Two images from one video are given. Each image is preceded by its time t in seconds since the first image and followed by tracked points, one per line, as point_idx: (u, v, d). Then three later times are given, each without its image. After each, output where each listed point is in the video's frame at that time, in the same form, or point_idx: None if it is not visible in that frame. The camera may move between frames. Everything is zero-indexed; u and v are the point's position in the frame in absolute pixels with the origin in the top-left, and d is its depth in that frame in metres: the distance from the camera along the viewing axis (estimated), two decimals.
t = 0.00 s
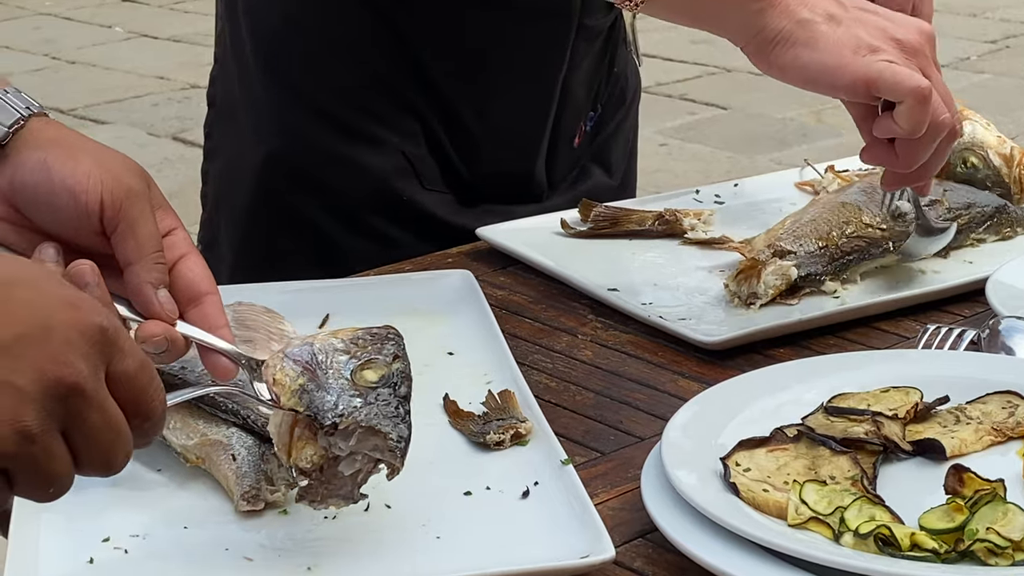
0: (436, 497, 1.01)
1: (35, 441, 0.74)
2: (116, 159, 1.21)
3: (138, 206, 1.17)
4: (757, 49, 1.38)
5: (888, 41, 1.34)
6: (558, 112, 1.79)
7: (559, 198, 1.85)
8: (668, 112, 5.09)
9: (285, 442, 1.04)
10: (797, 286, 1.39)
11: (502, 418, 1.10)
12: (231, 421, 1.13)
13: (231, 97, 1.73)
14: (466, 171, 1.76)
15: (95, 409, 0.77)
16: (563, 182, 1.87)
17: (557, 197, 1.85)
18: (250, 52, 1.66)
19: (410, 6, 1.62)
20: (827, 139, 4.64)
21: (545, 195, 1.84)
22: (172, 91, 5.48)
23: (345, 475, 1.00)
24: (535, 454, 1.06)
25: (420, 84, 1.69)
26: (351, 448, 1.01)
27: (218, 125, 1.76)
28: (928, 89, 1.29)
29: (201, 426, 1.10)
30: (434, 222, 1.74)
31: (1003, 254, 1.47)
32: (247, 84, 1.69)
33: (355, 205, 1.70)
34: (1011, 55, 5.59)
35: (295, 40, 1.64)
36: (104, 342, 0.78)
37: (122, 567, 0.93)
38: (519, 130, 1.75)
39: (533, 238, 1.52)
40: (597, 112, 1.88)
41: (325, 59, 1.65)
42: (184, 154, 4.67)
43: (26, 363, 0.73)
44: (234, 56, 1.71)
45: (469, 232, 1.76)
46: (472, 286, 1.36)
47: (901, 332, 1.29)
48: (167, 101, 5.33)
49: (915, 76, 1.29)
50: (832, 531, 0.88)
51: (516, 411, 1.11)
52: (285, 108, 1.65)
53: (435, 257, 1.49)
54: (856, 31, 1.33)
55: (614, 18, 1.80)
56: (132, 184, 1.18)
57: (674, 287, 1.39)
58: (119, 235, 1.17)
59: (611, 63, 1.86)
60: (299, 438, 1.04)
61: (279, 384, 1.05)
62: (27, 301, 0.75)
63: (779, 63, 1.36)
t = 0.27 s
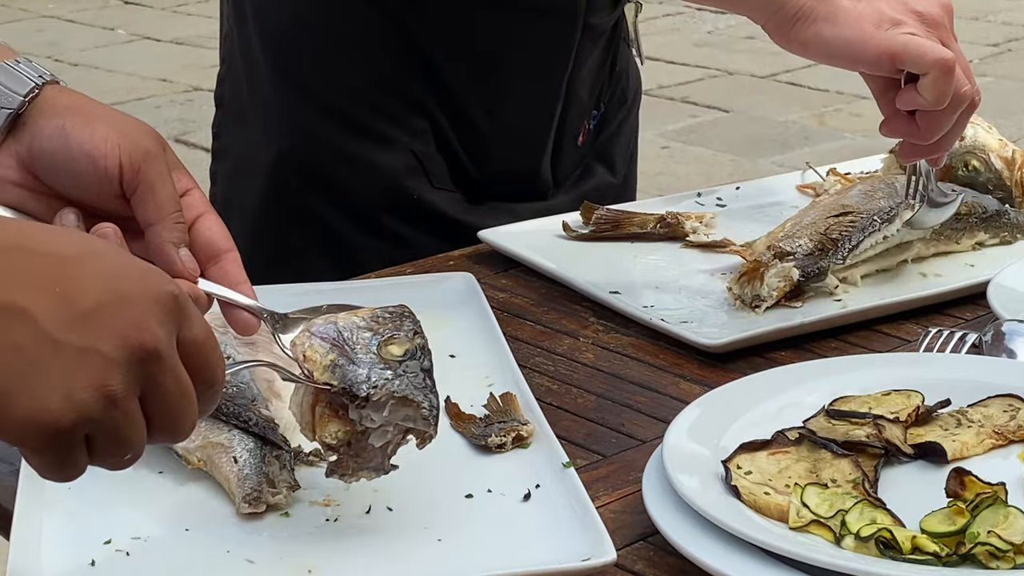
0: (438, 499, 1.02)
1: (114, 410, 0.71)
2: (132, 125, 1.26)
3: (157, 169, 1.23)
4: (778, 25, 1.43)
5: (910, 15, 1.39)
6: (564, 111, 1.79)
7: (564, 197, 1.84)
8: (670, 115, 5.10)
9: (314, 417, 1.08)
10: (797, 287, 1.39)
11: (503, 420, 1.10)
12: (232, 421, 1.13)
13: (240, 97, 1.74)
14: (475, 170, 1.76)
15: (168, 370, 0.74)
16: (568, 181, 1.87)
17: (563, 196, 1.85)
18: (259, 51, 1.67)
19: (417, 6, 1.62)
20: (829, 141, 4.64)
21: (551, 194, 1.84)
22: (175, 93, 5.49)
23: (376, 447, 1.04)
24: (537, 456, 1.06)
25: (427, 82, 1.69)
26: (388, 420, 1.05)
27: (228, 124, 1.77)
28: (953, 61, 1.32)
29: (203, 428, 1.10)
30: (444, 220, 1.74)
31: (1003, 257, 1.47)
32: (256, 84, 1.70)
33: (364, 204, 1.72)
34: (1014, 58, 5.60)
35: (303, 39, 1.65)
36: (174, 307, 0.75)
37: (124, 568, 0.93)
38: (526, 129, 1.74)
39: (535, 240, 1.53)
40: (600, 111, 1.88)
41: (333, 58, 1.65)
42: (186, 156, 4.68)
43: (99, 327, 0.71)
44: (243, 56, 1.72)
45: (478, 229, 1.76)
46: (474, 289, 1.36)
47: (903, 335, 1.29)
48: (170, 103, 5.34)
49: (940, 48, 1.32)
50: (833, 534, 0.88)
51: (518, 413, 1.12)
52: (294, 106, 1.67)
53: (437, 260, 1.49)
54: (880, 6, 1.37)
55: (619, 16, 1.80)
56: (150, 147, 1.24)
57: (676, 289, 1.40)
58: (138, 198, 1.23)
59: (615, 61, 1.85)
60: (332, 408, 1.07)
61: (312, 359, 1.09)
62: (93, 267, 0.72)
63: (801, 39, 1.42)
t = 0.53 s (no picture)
0: (440, 502, 1.02)
1: (290, 285, 0.87)
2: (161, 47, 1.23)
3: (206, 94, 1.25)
4: (806, 32, 1.48)
5: (934, 20, 1.43)
6: (565, 112, 1.79)
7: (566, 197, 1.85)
8: (672, 119, 5.11)
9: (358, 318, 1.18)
10: (799, 294, 1.39)
11: (505, 424, 1.11)
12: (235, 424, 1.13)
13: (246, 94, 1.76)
14: (479, 169, 1.78)
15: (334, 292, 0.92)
16: (569, 181, 1.88)
17: (565, 196, 1.86)
18: (264, 54, 1.69)
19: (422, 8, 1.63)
20: (830, 145, 4.65)
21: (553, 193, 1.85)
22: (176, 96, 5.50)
23: (433, 338, 1.18)
24: (538, 460, 1.07)
25: (431, 84, 1.70)
26: (445, 309, 1.17)
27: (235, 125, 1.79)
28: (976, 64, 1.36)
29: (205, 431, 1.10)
30: (448, 222, 1.75)
31: (1004, 260, 1.48)
32: (262, 86, 1.72)
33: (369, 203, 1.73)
34: (1015, 63, 5.60)
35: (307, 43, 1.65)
36: (336, 223, 0.89)
37: (127, 570, 0.93)
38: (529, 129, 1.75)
39: (537, 245, 1.53)
40: (600, 112, 1.88)
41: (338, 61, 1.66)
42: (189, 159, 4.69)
43: (291, 208, 0.86)
44: (247, 58, 1.74)
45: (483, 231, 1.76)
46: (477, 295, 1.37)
47: (903, 340, 1.30)
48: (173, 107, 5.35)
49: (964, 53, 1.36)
50: (833, 538, 0.88)
51: (520, 417, 1.12)
52: (301, 108, 1.69)
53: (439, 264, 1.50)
54: (906, 11, 1.42)
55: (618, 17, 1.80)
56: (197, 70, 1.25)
57: (677, 293, 1.40)
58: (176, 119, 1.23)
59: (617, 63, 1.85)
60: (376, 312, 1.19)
61: (369, 269, 1.15)
62: (286, 165, 0.88)
63: (826, 44, 1.47)
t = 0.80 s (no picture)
0: (438, 505, 1.02)
1: (349, 222, 1.01)
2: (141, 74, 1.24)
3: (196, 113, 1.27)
4: (834, 35, 1.48)
5: (962, 24, 1.44)
6: (563, 114, 1.79)
7: (564, 199, 1.85)
8: (672, 123, 5.10)
9: (341, 351, 1.27)
10: (797, 298, 1.39)
11: (503, 427, 1.11)
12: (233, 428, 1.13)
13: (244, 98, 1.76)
14: (476, 171, 1.77)
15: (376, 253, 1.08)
16: (567, 185, 1.88)
17: (562, 198, 1.86)
18: (264, 55, 1.69)
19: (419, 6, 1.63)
20: (829, 150, 4.65)
21: (551, 195, 1.85)
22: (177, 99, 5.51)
23: (418, 359, 1.25)
24: (537, 463, 1.07)
25: (430, 86, 1.70)
26: (429, 330, 1.26)
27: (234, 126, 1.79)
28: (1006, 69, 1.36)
29: (203, 434, 1.11)
30: (445, 222, 1.75)
31: (1004, 264, 1.48)
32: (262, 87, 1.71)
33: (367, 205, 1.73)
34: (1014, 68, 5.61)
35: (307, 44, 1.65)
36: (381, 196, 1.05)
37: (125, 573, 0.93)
38: (528, 131, 1.75)
39: (536, 249, 1.53)
40: (597, 114, 1.88)
41: (338, 63, 1.66)
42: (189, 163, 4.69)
43: (349, 156, 1.01)
44: (247, 59, 1.73)
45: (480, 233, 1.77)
46: (476, 300, 1.37)
47: (902, 344, 1.30)
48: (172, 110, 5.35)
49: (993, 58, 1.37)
50: (831, 542, 0.88)
51: (519, 421, 1.12)
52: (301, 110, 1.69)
53: (438, 267, 1.50)
54: (934, 15, 1.43)
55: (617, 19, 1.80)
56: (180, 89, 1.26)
57: (675, 297, 1.40)
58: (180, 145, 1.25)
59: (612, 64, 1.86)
60: (358, 351, 1.28)
61: (370, 297, 1.33)
62: (333, 136, 1.01)
63: (857, 48, 1.46)
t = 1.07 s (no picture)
0: (444, 511, 1.02)
1: (360, 163, 0.99)
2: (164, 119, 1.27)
3: (217, 151, 1.30)
4: (876, 60, 1.44)
5: (999, 54, 1.39)
6: (565, 119, 1.79)
7: (565, 204, 1.85)
8: (675, 128, 5.11)
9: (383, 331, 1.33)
10: (801, 305, 1.40)
11: (509, 433, 1.11)
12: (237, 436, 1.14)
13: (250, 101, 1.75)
14: (478, 176, 1.78)
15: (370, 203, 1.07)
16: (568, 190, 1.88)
17: (563, 203, 1.86)
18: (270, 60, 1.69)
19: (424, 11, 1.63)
20: (832, 155, 4.65)
21: (552, 200, 1.85)
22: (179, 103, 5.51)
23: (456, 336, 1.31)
24: (542, 470, 1.07)
25: (435, 91, 1.70)
26: (471, 309, 1.33)
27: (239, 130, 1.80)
28: None
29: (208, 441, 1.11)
30: (448, 227, 1.76)
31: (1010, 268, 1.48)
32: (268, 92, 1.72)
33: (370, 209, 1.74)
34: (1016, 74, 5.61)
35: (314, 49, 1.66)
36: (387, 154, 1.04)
37: None
38: (531, 137, 1.76)
39: (541, 255, 1.53)
40: (598, 119, 1.89)
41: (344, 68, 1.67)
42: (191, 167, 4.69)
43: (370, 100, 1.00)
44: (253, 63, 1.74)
45: (484, 238, 1.77)
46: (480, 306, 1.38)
47: (907, 351, 1.30)
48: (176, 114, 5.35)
49: None
50: (837, 549, 0.88)
51: (524, 427, 1.12)
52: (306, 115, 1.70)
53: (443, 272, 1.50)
54: (970, 44, 1.38)
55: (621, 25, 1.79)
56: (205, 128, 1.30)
57: (680, 303, 1.40)
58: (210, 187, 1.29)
59: (614, 70, 1.86)
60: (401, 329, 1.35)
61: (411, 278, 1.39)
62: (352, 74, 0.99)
63: (897, 73, 1.42)
